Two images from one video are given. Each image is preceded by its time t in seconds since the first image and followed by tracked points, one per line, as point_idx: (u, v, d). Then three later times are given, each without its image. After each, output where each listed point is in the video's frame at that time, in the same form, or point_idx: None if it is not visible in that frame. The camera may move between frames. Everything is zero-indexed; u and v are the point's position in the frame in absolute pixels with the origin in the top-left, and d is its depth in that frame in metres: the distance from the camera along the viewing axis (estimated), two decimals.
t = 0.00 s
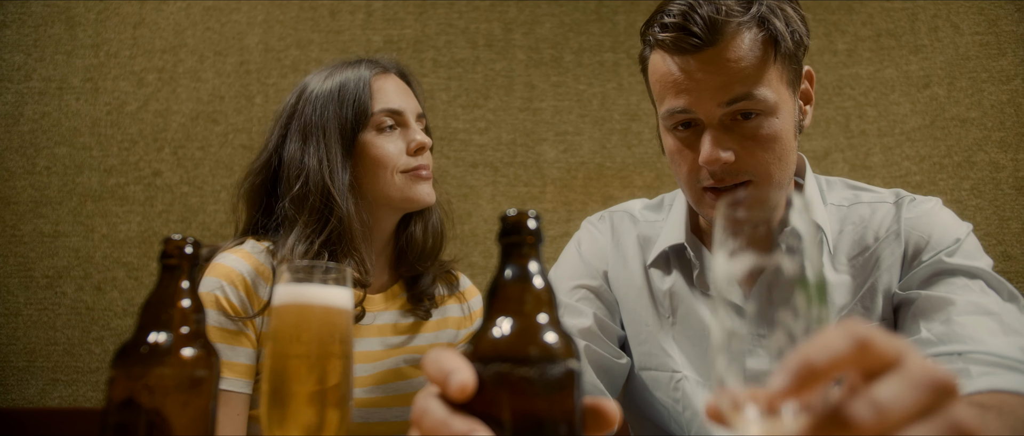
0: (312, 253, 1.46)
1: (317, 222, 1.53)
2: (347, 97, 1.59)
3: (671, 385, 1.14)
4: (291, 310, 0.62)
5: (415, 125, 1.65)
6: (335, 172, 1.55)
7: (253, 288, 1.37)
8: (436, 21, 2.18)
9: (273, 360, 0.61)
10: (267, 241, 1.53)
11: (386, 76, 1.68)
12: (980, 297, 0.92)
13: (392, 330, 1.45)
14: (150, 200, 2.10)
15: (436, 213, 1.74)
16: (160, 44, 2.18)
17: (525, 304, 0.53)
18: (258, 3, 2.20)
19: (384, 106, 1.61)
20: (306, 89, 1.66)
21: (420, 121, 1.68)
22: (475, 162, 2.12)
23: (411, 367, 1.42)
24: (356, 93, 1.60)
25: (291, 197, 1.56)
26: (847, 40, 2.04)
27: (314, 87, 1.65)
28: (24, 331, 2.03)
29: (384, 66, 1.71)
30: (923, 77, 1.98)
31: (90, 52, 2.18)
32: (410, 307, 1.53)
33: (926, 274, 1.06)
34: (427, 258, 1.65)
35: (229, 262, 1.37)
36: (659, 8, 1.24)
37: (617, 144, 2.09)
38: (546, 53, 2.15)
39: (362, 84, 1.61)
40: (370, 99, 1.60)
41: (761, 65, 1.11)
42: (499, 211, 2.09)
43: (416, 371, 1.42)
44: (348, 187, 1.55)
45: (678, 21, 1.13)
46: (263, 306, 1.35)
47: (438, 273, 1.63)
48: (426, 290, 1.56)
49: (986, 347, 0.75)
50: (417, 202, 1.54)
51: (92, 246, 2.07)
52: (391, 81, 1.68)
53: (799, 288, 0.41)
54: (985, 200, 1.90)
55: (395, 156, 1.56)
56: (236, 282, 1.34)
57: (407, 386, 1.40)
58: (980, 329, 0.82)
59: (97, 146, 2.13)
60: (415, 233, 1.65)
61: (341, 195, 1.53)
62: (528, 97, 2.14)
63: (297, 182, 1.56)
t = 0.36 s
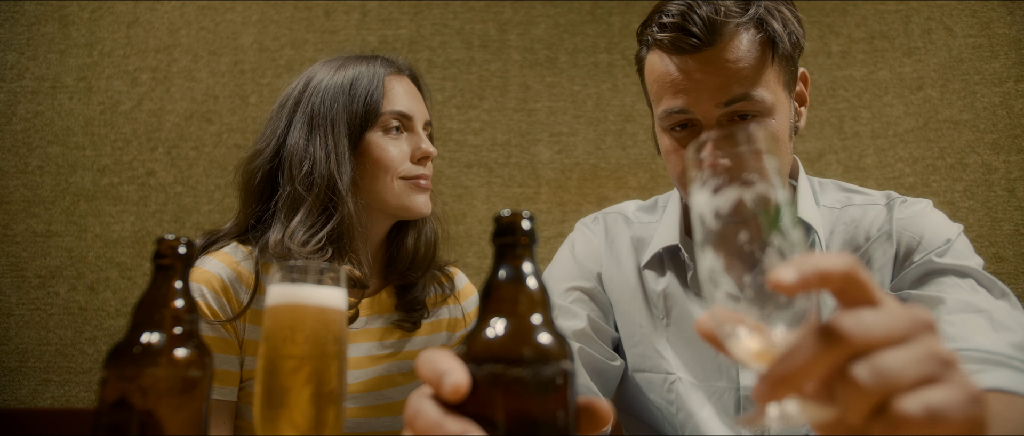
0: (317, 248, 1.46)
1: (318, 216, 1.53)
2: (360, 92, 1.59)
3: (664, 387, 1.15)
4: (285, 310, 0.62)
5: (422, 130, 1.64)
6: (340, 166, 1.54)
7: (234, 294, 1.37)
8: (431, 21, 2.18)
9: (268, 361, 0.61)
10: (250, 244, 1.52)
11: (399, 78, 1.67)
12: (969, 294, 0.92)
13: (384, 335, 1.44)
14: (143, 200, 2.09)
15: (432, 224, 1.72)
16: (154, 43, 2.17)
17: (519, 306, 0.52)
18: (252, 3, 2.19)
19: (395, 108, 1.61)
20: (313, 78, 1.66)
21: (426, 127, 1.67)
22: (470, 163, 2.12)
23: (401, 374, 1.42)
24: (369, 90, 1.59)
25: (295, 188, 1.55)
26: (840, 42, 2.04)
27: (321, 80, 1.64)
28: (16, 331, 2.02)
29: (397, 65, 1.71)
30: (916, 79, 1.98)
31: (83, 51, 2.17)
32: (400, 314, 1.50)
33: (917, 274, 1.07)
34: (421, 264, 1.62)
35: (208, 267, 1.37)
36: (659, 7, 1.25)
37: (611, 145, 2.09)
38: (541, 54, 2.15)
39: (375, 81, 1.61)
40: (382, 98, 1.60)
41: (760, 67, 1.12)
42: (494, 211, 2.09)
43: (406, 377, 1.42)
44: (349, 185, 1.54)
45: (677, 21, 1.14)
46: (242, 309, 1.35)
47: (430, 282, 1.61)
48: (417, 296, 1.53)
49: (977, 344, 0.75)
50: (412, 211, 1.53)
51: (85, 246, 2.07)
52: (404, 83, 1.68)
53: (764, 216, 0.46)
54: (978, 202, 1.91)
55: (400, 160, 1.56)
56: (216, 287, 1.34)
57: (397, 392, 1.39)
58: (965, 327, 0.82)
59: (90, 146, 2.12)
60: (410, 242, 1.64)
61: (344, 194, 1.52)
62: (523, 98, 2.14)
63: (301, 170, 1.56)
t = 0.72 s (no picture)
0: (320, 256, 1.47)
1: (326, 230, 1.52)
2: (368, 102, 1.57)
3: (659, 394, 1.16)
4: (282, 313, 0.62)
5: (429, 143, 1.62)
6: (349, 178, 1.53)
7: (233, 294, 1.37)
8: (427, 23, 2.18)
9: (261, 363, 0.61)
10: (252, 244, 1.53)
11: (411, 84, 1.64)
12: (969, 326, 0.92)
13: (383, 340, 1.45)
14: (138, 201, 2.09)
15: (434, 229, 1.71)
16: (149, 44, 2.16)
17: (513, 308, 0.52)
18: (248, 4, 2.19)
19: (402, 120, 1.58)
20: (326, 76, 1.64)
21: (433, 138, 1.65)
22: (466, 165, 2.12)
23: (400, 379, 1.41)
24: (378, 100, 1.57)
25: (303, 198, 1.54)
26: (836, 45, 2.05)
27: (335, 78, 1.62)
28: (10, 333, 2.02)
29: (412, 71, 1.68)
30: (911, 82, 1.99)
31: (78, 52, 2.16)
32: (401, 319, 1.50)
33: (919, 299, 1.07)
34: (427, 273, 1.61)
35: (208, 266, 1.37)
36: (651, 12, 1.25)
37: (607, 148, 2.09)
38: (537, 56, 2.15)
39: (384, 92, 1.58)
40: (392, 109, 1.58)
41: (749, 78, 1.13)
42: (489, 213, 2.10)
43: (405, 382, 1.42)
44: (356, 196, 1.53)
45: (664, 34, 1.14)
46: (247, 315, 1.35)
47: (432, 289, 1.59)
48: (420, 302, 1.53)
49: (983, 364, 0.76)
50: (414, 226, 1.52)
51: (80, 247, 2.06)
52: (417, 89, 1.65)
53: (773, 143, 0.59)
54: (971, 205, 1.92)
55: (405, 174, 1.54)
56: (215, 286, 1.34)
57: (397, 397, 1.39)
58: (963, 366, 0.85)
59: (85, 147, 2.11)
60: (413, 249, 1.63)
61: (352, 207, 1.52)
62: (519, 100, 2.14)
63: (310, 179, 1.55)
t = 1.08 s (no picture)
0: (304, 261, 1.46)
1: (313, 232, 1.52)
2: (360, 107, 1.57)
3: (653, 401, 1.15)
4: (276, 317, 0.62)
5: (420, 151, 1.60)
6: (337, 182, 1.53)
7: (226, 295, 1.37)
8: (422, 26, 2.18)
9: (254, 368, 0.61)
10: (244, 246, 1.53)
11: (408, 91, 1.64)
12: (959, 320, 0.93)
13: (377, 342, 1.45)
14: (132, 203, 2.08)
15: (425, 233, 1.71)
16: (144, 46, 2.16)
17: (507, 315, 0.52)
18: (244, 6, 2.18)
19: (392, 127, 1.57)
20: (326, 76, 1.64)
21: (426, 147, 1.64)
22: (461, 168, 2.13)
23: (395, 382, 1.41)
24: (370, 106, 1.57)
25: (293, 198, 1.54)
26: (830, 49, 2.06)
27: (333, 79, 1.61)
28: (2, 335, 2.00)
29: (411, 77, 1.68)
30: (905, 87, 2.00)
31: (73, 54, 2.16)
32: (394, 323, 1.51)
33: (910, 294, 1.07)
34: (418, 277, 1.61)
35: (200, 269, 1.37)
36: (655, 16, 1.26)
37: (602, 151, 2.09)
38: (532, 59, 2.15)
39: (377, 98, 1.57)
40: (385, 115, 1.58)
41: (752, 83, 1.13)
42: (484, 216, 2.10)
43: (399, 385, 1.41)
44: (344, 199, 1.53)
45: (669, 37, 1.15)
46: (238, 314, 1.35)
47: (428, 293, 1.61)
48: (414, 306, 1.54)
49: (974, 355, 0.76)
50: (396, 235, 1.52)
51: (73, 249, 2.06)
52: (413, 95, 1.64)
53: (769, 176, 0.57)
54: (964, 208, 1.93)
55: (389, 183, 1.54)
56: (208, 289, 1.34)
57: (391, 400, 1.39)
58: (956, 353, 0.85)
59: (78, 149, 2.10)
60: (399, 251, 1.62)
61: (338, 211, 1.51)
62: (514, 103, 2.14)
63: (300, 179, 1.55)
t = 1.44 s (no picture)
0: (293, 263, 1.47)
1: (301, 236, 1.52)
2: (347, 109, 1.56)
3: (646, 411, 1.16)
4: (272, 319, 0.62)
5: (410, 152, 1.59)
6: (325, 185, 1.53)
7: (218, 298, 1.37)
8: (419, 29, 2.18)
9: (250, 370, 0.61)
10: (237, 250, 1.53)
11: (398, 92, 1.63)
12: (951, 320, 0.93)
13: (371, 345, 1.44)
14: (128, 205, 2.08)
15: (417, 234, 1.71)
16: (140, 48, 2.16)
17: (509, 250, 0.62)
18: (240, 8, 2.18)
19: (381, 129, 1.56)
20: (317, 78, 1.63)
21: (418, 148, 1.63)
22: (457, 170, 2.13)
23: (391, 384, 1.41)
24: (358, 107, 1.56)
25: (283, 202, 1.55)
26: (825, 53, 2.07)
27: (322, 81, 1.62)
28: None
29: (400, 79, 1.67)
30: (900, 90, 2.01)
31: (69, 55, 2.15)
32: (388, 324, 1.51)
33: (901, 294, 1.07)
34: (410, 279, 1.61)
35: (193, 272, 1.37)
36: (630, 26, 1.26)
37: (598, 154, 2.09)
38: (529, 62, 2.16)
39: (364, 99, 1.57)
40: (372, 117, 1.57)
41: (730, 88, 1.13)
42: (480, 219, 2.11)
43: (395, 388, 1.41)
44: (333, 202, 1.53)
45: (643, 49, 1.15)
46: (230, 317, 1.35)
47: (421, 296, 1.61)
48: (407, 309, 1.54)
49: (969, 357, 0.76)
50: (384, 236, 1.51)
51: (68, 251, 2.05)
52: (403, 97, 1.63)
53: (761, 194, 0.57)
54: (960, 211, 1.93)
55: (379, 184, 1.53)
56: (201, 293, 1.34)
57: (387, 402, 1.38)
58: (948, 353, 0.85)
59: (74, 151, 2.10)
60: (390, 252, 1.62)
61: (327, 213, 1.51)
62: (510, 106, 2.14)
63: (289, 182, 1.55)
